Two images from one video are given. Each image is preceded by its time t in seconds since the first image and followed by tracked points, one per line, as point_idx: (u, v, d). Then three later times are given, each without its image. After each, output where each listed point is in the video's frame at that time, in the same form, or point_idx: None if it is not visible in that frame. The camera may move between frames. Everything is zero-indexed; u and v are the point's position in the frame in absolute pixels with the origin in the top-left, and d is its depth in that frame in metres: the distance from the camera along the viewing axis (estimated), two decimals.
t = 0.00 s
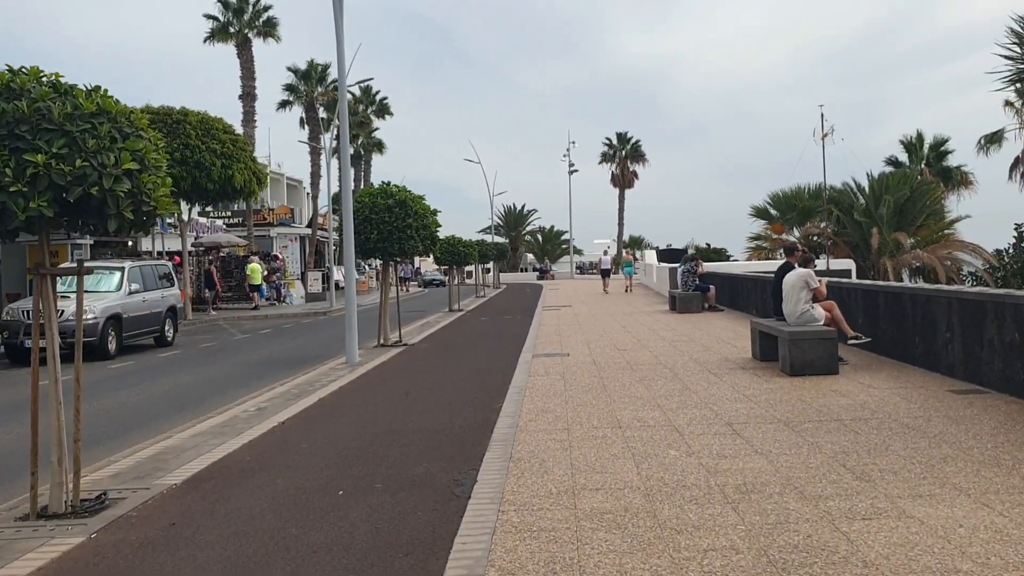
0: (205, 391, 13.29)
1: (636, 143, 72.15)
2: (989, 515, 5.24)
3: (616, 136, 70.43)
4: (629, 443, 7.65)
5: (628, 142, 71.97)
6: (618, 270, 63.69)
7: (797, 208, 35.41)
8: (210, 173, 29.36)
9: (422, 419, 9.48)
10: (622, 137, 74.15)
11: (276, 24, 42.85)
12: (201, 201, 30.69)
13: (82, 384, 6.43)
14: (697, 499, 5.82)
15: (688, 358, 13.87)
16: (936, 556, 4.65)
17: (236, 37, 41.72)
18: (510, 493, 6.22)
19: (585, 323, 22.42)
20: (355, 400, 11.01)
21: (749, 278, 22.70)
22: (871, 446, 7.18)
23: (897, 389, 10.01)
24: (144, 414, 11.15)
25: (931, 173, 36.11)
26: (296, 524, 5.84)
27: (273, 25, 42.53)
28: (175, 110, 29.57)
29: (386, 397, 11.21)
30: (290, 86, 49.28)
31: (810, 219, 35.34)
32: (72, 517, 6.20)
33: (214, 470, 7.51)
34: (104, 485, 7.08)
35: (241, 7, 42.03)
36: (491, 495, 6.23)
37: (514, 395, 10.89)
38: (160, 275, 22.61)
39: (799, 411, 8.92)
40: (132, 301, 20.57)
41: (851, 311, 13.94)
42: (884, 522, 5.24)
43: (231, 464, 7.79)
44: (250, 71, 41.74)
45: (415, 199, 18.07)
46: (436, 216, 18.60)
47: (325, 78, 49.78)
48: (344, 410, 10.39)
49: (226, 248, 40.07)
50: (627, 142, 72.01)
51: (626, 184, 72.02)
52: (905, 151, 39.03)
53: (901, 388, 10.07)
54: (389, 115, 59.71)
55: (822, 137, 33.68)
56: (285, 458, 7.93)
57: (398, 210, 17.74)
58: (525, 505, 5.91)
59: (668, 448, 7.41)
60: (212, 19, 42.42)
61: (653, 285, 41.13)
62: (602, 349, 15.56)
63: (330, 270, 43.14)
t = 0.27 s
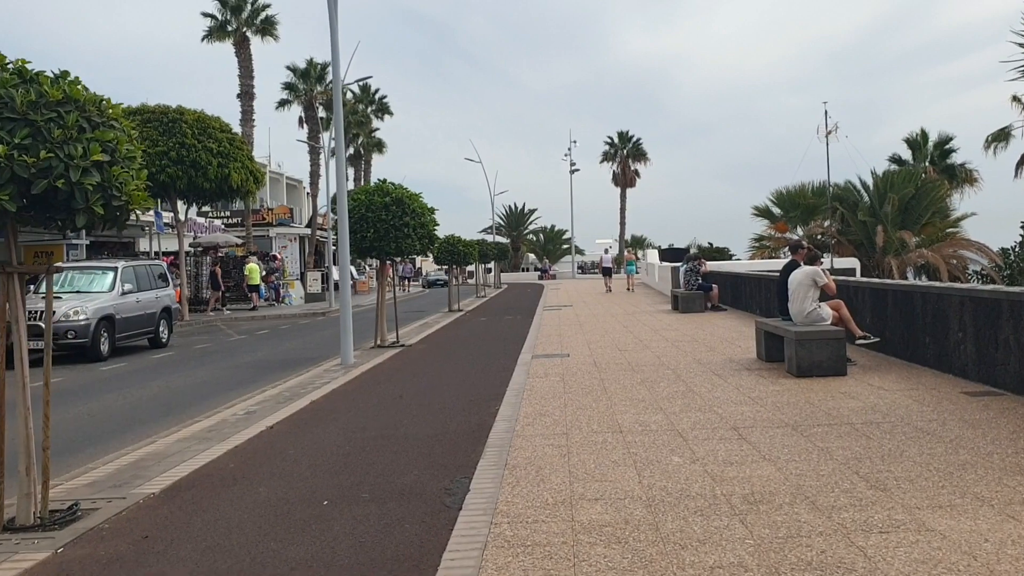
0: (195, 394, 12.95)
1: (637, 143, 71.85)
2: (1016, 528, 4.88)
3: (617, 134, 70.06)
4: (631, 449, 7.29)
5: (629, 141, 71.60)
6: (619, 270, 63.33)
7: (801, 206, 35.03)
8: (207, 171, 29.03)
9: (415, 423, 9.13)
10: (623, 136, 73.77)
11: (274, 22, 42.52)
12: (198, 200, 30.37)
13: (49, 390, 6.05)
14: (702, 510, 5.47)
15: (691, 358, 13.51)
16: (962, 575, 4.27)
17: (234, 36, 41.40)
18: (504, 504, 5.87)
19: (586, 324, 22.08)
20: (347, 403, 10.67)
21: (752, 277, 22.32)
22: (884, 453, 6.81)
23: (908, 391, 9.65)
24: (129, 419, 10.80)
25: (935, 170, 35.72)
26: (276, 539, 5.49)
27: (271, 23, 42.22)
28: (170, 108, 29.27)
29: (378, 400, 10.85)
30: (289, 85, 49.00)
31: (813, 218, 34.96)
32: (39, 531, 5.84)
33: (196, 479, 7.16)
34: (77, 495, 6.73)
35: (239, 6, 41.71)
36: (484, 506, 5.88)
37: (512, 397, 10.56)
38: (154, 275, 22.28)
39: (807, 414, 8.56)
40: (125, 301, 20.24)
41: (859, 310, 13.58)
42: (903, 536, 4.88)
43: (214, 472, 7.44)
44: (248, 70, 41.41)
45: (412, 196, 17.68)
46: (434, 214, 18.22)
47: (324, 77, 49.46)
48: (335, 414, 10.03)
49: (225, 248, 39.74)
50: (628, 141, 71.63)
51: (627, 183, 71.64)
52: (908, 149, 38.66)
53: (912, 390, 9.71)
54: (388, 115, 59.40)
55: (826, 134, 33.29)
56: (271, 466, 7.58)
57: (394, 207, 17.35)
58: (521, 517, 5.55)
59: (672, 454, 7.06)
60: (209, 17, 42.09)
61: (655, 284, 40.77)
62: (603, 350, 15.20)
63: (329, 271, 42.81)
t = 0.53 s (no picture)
0: (184, 400, 12.60)
1: (640, 142, 71.43)
2: None
3: (621, 133, 69.60)
4: (632, 462, 6.92)
5: (632, 140, 71.15)
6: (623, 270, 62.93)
7: (806, 205, 34.62)
8: (205, 170, 28.71)
9: (408, 431, 8.78)
10: (627, 135, 73.30)
11: (274, 20, 42.19)
12: (195, 199, 30.05)
13: (14, 399, 5.69)
14: (708, 533, 5.10)
15: (695, 362, 13.14)
16: None
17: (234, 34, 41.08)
18: (497, 523, 5.50)
19: (588, 325, 21.71)
20: (339, 410, 10.32)
21: (757, 278, 21.92)
22: (901, 467, 6.44)
23: (922, 398, 9.27)
24: (113, 425, 10.47)
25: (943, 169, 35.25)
26: (252, 562, 5.13)
27: (272, 21, 41.88)
28: (168, 106, 28.97)
29: (372, 407, 10.49)
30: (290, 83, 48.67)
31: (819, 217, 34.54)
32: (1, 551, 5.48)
33: (174, 492, 6.81)
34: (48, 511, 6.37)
35: (239, 3, 41.38)
36: (476, 526, 5.51)
37: (510, 404, 10.20)
38: (149, 276, 21.96)
39: (818, 424, 8.19)
40: (120, 302, 19.90)
41: (868, 313, 13.19)
42: (927, 564, 4.51)
43: (194, 485, 7.08)
44: (248, 68, 41.07)
45: (410, 196, 17.31)
46: (433, 214, 17.83)
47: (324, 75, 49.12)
48: (326, 421, 9.68)
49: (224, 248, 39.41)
50: (632, 140, 71.17)
51: (631, 183, 71.17)
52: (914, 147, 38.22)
53: (926, 398, 9.33)
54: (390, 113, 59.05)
55: (831, 132, 32.85)
56: (254, 478, 7.23)
57: (392, 207, 16.99)
58: (514, 539, 5.19)
59: (675, 467, 6.69)
60: (209, 15, 41.74)
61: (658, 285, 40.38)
62: (604, 353, 14.83)
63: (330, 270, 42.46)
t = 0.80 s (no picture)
0: (173, 402, 12.24)
1: (641, 143, 71.09)
2: None
3: (622, 134, 69.31)
4: (635, 472, 6.55)
5: (633, 141, 70.83)
6: (623, 270, 62.63)
7: (808, 207, 34.29)
8: (200, 168, 28.36)
9: (400, 437, 8.43)
10: (627, 136, 72.97)
11: (273, 18, 41.81)
12: (191, 197, 29.69)
13: None
14: (718, 552, 4.73)
15: (698, 366, 12.79)
16: None
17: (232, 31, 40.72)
18: (490, 539, 5.15)
19: (587, 327, 21.36)
20: (330, 413, 9.97)
21: (760, 280, 21.56)
22: (920, 479, 6.09)
23: (935, 405, 8.91)
24: (96, 429, 10.10)
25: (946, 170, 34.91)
26: None
27: (270, 19, 41.50)
28: (164, 103, 28.62)
29: (364, 410, 10.14)
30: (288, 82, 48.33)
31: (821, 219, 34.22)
32: None
33: (150, 502, 6.45)
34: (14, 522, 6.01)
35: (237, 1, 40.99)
36: (468, 542, 5.15)
37: (507, 408, 9.85)
38: (142, 275, 21.60)
39: (828, 431, 7.83)
40: (111, 302, 19.53)
41: (878, 316, 12.82)
42: None
43: (172, 494, 6.72)
44: (246, 66, 40.70)
45: (407, 193, 16.94)
46: (430, 213, 17.47)
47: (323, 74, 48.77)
48: (315, 426, 9.33)
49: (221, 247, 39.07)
50: (632, 141, 70.85)
51: (631, 184, 70.85)
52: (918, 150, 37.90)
53: (940, 404, 8.98)
54: (389, 113, 58.71)
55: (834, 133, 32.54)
56: (237, 487, 6.86)
57: (388, 206, 16.61)
58: (509, 556, 4.83)
59: (681, 478, 6.32)
60: (207, 13, 41.35)
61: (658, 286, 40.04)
62: (605, 356, 14.47)
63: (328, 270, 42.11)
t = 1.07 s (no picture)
0: (163, 408, 11.87)
1: (643, 142, 70.67)
2: None
3: (624, 134, 68.91)
4: (642, 488, 6.18)
5: (635, 140, 70.41)
6: (625, 271, 62.24)
7: (814, 207, 33.94)
8: (197, 167, 28.00)
9: (395, 447, 8.07)
10: (629, 135, 72.57)
11: (272, 16, 41.43)
12: (188, 197, 29.34)
13: None
14: None
15: (704, 371, 12.41)
16: None
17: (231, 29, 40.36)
18: (489, 564, 4.78)
19: (590, 329, 20.98)
20: (323, 421, 9.61)
21: (766, 281, 21.18)
22: (946, 497, 5.71)
23: (954, 414, 8.55)
24: (80, 437, 9.71)
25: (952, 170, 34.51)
26: None
27: (270, 16, 41.13)
28: (161, 101, 28.27)
29: (359, 417, 9.78)
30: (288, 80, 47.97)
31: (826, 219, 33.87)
32: None
33: (128, 519, 6.08)
34: None
35: None
36: (465, 568, 4.78)
37: (507, 416, 9.48)
38: (137, 276, 21.26)
39: (844, 443, 7.46)
40: (105, 302, 19.16)
41: (891, 320, 12.43)
42: None
43: (153, 509, 6.35)
44: (246, 64, 40.34)
45: (406, 193, 16.56)
46: (429, 212, 17.10)
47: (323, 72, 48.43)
48: (308, 434, 8.97)
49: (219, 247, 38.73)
50: (634, 140, 70.44)
51: (633, 183, 70.44)
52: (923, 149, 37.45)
53: (959, 412, 8.60)
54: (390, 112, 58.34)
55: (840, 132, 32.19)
56: (221, 502, 6.50)
57: (386, 205, 16.24)
58: None
59: (691, 495, 5.95)
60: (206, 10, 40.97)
61: (661, 287, 39.63)
62: (608, 360, 14.10)
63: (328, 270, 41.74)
